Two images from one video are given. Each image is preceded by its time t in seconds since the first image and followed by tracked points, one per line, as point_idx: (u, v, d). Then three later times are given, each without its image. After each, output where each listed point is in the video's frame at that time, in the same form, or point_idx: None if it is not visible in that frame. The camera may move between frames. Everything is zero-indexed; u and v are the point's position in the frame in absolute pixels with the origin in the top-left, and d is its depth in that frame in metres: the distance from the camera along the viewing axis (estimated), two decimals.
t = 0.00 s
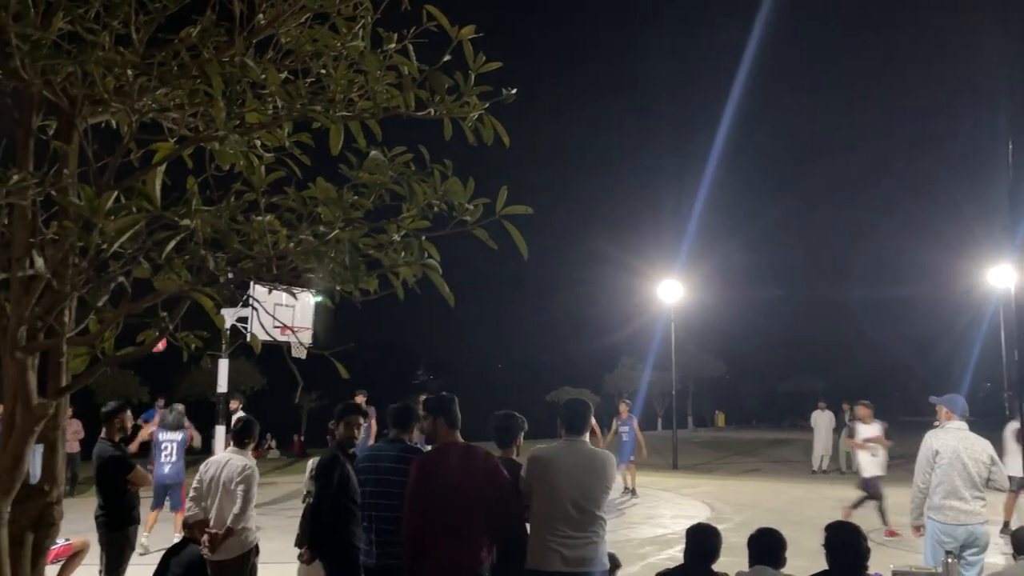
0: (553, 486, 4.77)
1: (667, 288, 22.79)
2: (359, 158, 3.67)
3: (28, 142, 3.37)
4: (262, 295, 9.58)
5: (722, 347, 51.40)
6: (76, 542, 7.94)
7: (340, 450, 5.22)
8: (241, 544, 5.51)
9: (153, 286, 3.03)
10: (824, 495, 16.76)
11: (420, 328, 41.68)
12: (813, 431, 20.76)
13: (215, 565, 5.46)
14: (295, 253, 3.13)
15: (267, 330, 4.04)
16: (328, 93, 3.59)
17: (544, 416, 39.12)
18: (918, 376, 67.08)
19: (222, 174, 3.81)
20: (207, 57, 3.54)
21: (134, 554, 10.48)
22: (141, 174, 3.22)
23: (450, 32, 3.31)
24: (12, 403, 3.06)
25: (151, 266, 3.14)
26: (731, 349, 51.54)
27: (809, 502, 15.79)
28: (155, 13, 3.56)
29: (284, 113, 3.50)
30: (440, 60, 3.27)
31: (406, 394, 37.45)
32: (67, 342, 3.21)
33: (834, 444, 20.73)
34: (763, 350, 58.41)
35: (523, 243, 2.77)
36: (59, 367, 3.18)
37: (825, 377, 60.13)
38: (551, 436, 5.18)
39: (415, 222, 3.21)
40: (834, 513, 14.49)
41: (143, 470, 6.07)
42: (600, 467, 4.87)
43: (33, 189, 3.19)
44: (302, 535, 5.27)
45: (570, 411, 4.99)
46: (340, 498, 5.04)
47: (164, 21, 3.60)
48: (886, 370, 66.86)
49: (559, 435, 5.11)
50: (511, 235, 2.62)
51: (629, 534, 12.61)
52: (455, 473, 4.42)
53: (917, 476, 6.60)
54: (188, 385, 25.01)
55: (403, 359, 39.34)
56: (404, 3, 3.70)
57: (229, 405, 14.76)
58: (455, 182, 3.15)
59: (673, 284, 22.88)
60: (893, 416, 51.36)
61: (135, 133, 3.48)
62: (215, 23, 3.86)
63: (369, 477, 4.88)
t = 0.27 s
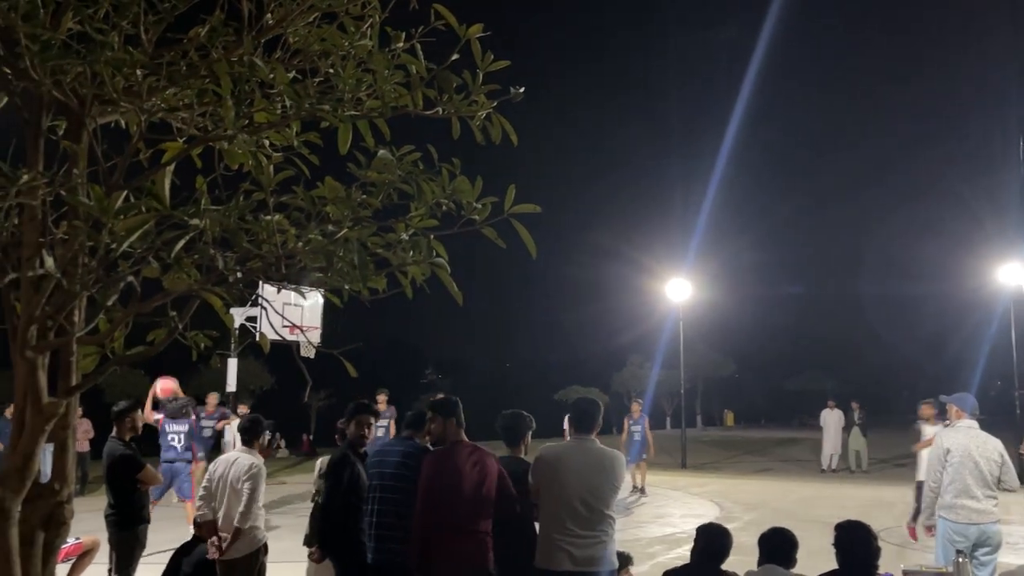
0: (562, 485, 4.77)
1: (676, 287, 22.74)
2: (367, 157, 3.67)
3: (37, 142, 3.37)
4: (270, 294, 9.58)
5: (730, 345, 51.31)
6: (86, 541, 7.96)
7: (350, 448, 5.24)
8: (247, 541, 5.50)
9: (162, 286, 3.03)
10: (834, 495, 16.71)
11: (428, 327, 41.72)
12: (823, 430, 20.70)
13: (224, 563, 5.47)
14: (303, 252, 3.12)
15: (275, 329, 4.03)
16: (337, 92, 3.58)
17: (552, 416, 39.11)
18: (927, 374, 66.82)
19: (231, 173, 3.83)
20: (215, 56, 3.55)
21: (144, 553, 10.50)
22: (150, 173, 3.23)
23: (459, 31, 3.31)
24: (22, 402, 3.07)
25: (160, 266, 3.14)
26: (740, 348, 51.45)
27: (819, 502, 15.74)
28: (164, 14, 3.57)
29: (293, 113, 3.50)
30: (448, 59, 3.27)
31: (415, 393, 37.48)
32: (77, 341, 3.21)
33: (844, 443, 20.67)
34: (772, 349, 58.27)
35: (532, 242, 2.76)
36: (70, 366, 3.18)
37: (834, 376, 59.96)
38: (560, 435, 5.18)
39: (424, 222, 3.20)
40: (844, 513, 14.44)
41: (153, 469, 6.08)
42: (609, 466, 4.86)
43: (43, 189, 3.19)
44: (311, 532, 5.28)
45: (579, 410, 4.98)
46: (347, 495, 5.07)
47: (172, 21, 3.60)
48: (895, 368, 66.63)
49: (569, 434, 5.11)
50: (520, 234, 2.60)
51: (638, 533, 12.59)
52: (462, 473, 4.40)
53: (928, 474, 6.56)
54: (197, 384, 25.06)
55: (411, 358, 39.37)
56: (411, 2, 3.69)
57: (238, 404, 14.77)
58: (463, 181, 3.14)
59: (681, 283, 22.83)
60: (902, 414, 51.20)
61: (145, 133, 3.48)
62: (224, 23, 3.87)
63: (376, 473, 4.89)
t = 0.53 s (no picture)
0: (569, 483, 4.77)
1: (682, 286, 22.72)
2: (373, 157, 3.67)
3: (45, 143, 3.38)
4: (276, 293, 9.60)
5: (736, 344, 51.24)
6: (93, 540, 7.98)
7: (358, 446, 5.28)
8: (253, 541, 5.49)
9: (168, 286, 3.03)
10: (841, 494, 16.67)
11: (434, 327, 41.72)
12: (829, 430, 20.66)
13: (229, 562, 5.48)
14: (309, 252, 3.12)
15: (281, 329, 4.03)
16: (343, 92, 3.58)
17: (558, 415, 39.10)
18: (934, 373, 66.64)
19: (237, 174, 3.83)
20: (222, 57, 3.55)
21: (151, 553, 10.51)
22: (157, 173, 3.23)
23: (465, 31, 3.31)
24: (29, 402, 3.08)
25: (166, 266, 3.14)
26: (746, 347, 51.39)
27: (825, 501, 15.72)
28: (171, 14, 3.58)
29: (299, 113, 3.51)
30: (453, 58, 3.26)
31: (420, 393, 37.49)
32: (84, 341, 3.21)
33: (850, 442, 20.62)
34: (778, 348, 58.17)
35: (537, 241, 2.75)
36: (77, 365, 3.18)
37: (841, 375, 59.83)
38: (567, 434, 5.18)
39: (429, 221, 3.20)
40: (850, 512, 14.41)
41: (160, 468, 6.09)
42: (616, 464, 4.85)
43: (50, 189, 3.20)
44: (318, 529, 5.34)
45: (586, 409, 4.98)
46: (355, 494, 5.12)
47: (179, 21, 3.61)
48: (901, 368, 66.51)
49: (576, 434, 5.11)
50: (525, 234, 2.60)
51: (644, 532, 12.58)
52: (469, 472, 4.41)
53: (932, 475, 6.57)
54: (203, 384, 25.10)
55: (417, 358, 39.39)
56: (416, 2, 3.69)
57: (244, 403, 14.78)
58: (469, 181, 3.14)
59: (687, 282, 22.80)
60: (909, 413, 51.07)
61: (151, 133, 3.49)
62: (230, 23, 3.88)
63: (383, 472, 4.94)
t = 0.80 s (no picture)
0: (571, 481, 4.77)
1: (683, 285, 22.72)
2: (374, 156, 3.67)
3: (47, 142, 3.38)
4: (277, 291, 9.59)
5: (738, 344, 51.24)
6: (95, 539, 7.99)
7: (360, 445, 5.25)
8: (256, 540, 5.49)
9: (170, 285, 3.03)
10: (842, 493, 16.68)
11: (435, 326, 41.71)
12: (830, 429, 20.67)
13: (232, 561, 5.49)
14: (311, 251, 3.12)
15: (283, 328, 4.03)
16: (344, 91, 3.58)
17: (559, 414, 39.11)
18: (935, 372, 66.63)
19: (239, 173, 3.83)
20: (224, 56, 3.56)
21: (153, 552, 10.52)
22: (158, 173, 3.23)
23: (466, 30, 3.30)
24: (31, 401, 3.08)
25: (168, 265, 3.14)
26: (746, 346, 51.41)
27: (827, 500, 15.72)
28: (172, 14, 3.58)
29: (300, 112, 3.51)
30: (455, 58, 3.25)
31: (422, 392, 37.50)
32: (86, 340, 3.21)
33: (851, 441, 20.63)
34: (779, 347, 58.17)
35: (539, 240, 2.75)
36: (79, 365, 3.18)
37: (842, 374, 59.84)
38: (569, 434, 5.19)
39: (430, 221, 3.20)
40: (852, 511, 14.40)
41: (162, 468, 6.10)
42: (618, 463, 4.86)
43: (53, 188, 3.20)
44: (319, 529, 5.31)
45: (588, 408, 4.99)
46: (356, 494, 5.09)
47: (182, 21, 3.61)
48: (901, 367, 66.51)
49: (578, 433, 5.11)
50: (527, 234, 2.59)
51: (645, 531, 12.58)
52: (467, 472, 4.41)
53: (928, 479, 6.56)
54: (205, 383, 25.11)
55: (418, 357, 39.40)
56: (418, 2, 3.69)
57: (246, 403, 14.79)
58: (470, 180, 3.14)
59: (688, 281, 22.81)
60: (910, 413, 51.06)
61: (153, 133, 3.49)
62: (231, 23, 3.88)
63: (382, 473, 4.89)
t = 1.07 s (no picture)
0: (567, 481, 4.78)
1: (679, 284, 22.72)
2: (370, 155, 3.67)
3: (44, 141, 3.37)
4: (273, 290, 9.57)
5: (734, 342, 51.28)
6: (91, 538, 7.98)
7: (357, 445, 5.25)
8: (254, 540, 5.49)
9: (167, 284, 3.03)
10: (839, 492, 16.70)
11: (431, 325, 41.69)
12: (827, 427, 20.70)
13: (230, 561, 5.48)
14: (308, 249, 3.12)
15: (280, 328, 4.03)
16: (341, 90, 3.58)
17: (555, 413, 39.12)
18: (931, 371, 66.73)
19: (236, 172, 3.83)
20: (220, 55, 3.55)
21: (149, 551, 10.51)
22: (155, 172, 3.23)
23: (463, 29, 3.30)
24: (28, 400, 3.08)
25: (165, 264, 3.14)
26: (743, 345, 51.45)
27: (823, 499, 15.74)
28: (169, 13, 3.58)
29: (297, 111, 3.51)
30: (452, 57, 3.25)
31: (418, 391, 37.47)
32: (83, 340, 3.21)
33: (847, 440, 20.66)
34: (775, 346, 58.23)
35: (536, 239, 2.75)
36: (75, 363, 3.18)
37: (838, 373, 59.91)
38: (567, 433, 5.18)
39: (427, 220, 3.20)
40: (848, 510, 14.42)
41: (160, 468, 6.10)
42: (614, 462, 4.86)
43: (49, 188, 3.20)
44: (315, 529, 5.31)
45: (584, 408, 4.99)
46: (353, 492, 5.10)
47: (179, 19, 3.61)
48: (897, 367, 66.56)
49: (575, 432, 5.11)
50: (523, 232, 2.59)
51: (642, 530, 12.58)
52: (457, 468, 4.41)
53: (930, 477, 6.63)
54: (201, 382, 25.06)
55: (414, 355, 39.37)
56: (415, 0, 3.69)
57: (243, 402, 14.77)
58: (467, 180, 3.14)
59: (684, 280, 22.81)
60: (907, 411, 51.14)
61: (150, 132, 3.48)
62: (228, 22, 3.88)
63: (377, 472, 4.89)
